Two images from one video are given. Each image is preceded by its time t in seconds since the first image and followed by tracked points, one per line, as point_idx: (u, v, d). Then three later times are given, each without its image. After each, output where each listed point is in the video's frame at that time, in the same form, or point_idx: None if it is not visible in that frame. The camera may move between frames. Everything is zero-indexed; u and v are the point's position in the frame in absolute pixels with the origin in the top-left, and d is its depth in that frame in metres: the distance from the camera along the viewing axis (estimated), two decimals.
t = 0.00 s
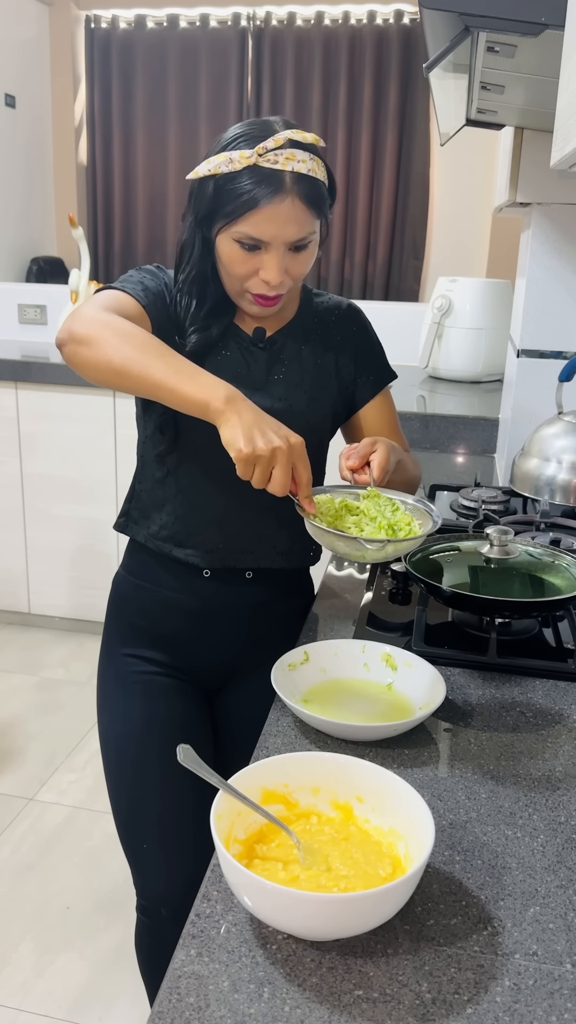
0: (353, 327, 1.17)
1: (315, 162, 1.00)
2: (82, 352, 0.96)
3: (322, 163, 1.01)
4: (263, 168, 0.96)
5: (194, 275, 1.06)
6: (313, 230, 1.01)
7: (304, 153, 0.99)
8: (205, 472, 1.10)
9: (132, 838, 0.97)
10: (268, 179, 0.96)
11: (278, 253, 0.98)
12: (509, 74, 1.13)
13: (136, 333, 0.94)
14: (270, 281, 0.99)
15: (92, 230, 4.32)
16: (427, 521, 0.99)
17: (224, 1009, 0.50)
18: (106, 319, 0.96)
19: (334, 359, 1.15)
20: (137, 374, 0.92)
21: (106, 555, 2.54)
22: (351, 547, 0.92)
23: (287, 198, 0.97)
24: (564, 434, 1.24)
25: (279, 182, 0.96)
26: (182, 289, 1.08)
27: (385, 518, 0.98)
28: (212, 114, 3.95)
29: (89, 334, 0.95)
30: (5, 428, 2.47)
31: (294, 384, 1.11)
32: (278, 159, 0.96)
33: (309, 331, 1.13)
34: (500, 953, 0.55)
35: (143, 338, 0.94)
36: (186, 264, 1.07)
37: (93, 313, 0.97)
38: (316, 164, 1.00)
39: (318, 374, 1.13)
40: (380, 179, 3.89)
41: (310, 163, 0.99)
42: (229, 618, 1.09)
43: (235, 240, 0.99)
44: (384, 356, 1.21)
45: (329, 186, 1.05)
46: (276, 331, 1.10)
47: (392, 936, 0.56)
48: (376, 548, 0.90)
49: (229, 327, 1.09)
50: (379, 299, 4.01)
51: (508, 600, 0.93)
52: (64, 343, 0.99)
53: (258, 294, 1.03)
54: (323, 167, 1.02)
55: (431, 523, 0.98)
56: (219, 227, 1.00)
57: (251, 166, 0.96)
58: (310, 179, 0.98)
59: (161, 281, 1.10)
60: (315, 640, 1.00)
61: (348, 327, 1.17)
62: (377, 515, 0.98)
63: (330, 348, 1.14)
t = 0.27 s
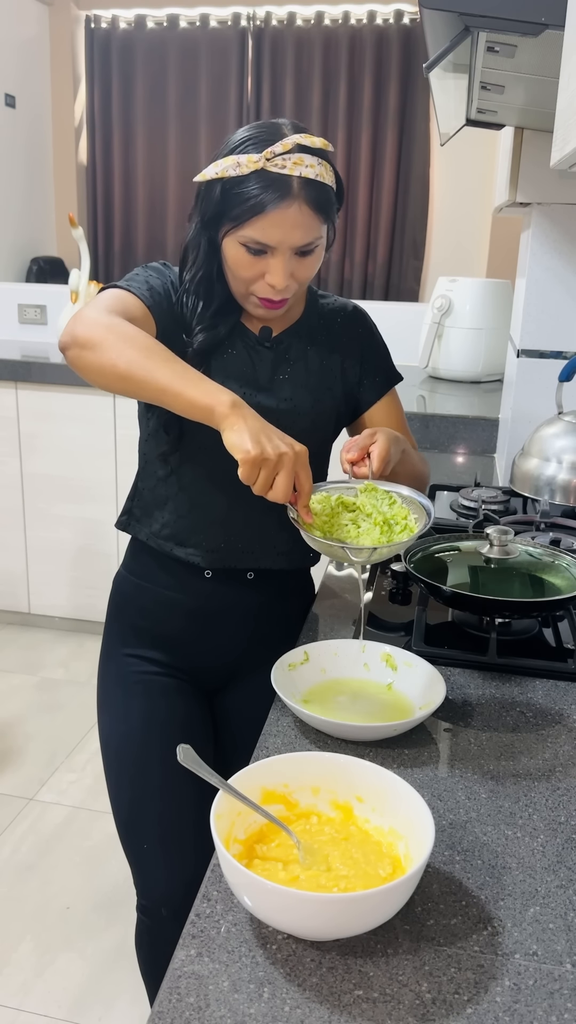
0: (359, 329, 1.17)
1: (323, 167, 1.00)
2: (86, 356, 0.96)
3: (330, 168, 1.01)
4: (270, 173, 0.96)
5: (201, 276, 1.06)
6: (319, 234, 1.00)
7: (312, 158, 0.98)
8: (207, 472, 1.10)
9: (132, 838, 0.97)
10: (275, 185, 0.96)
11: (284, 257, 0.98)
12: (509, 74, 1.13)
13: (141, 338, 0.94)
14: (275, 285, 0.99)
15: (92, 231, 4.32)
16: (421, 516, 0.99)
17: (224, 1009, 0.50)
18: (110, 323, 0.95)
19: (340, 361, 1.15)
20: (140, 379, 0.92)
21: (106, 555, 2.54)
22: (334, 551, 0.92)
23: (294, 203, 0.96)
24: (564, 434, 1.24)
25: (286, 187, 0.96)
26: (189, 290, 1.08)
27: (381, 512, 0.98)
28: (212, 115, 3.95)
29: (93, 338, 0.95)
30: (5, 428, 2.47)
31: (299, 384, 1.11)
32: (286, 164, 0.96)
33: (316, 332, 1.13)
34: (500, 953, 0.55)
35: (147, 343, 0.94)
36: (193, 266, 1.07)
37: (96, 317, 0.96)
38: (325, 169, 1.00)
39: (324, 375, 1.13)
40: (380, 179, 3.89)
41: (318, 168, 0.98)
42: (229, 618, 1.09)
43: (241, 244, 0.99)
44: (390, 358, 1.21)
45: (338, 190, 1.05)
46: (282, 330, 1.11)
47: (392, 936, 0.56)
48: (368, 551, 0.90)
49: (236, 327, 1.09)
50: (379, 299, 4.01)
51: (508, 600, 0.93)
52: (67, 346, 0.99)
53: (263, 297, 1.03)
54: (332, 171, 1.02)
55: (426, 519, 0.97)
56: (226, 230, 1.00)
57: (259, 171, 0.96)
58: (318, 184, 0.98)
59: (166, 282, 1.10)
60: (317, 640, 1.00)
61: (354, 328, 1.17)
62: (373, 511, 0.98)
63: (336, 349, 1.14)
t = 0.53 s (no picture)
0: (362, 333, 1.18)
1: (329, 168, 1.00)
2: (90, 354, 0.96)
3: (336, 169, 1.01)
4: (276, 174, 0.96)
5: (205, 276, 1.06)
6: (324, 235, 1.01)
7: (318, 159, 0.98)
8: (209, 472, 1.10)
9: (133, 839, 0.97)
10: (281, 185, 0.96)
11: (289, 258, 0.99)
12: (509, 74, 1.13)
13: (146, 334, 0.94)
14: (280, 286, 0.99)
15: (92, 231, 4.32)
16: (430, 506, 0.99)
17: (224, 1009, 0.50)
18: (114, 320, 0.95)
19: (343, 362, 1.15)
20: (147, 376, 0.92)
21: (106, 556, 2.54)
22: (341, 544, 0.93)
23: (300, 204, 0.96)
24: (564, 434, 1.24)
25: (292, 188, 0.96)
26: (193, 290, 1.07)
27: (388, 502, 0.99)
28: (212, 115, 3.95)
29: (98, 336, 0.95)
30: (5, 428, 2.47)
31: (302, 384, 1.11)
32: (292, 165, 0.96)
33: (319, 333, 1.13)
34: (500, 953, 0.55)
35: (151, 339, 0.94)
36: (198, 266, 1.06)
37: (99, 314, 0.96)
38: (331, 170, 1.00)
39: (327, 376, 1.13)
40: (380, 179, 3.89)
41: (324, 169, 0.98)
42: (230, 618, 1.09)
43: (246, 244, 0.99)
44: (393, 360, 1.21)
45: (343, 191, 1.05)
46: (286, 331, 1.11)
47: (391, 936, 0.56)
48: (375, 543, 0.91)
49: (240, 327, 1.10)
50: (379, 299, 4.01)
51: (508, 600, 0.93)
52: (72, 345, 0.98)
53: (267, 297, 1.03)
54: (338, 172, 1.02)
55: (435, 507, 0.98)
56: (231, 230, 1.00)
57: (265, 172, 0.96)
58: (324, 185, 0.98)
59: (170, 280, 1.09)
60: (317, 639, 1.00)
61: (356, 330, 1.17)
62: (380, 502, 0.98)
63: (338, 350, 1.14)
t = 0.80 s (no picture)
0: (362, 333, 1.18)
1: (329, 167, 1.00)
2: (93, 356, 0.96)
3: (336, 168, 1.01)
4: (276, 173, 0.96)
5: (206, 276, 1.06)
6: (324, 234, 1.01)
7: (317, 158, 0.98)
8: (209, 472, 1.10)
9: (133, 839, 0.97)
10: (280, 185, 0.96)
11: (288, 258, 0.99)
12: (509, 74, 1.13)
13: (148, 335, 0.94)
14: (280, 286, 0.99)
15: (92, 230, 4.32)
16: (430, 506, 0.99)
17: (224, 1009, 0.50)
18: (116, 322, 0.95)
19: (343, 363, 1.15)
20: (151, 377, 0.92)
21: (106, 556, 2.54)
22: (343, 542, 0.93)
23: (299, 203, 0.96)
24: (564, 434, 1.24)
25: (291, 187, 0.96)
26: (193, 289, 1.07)
27: (390, 502, 0.99)
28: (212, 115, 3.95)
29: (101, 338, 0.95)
30: (5, 428, 2.47)
31: (302, 385, 1.11)
32: (291, 164, 0.96)
33: (319, 334, 1.13)
34: (500, 953, 0.55)
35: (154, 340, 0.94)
36: (198, 266, 1.06)
37: (101, 316, 0.96)
38: (330, 169, 1.00)
39: (327, 376, 1.13)
40: (380, 179, 3.89)
41: (323, 168, 0.98)
42: (230, 618, 1.09)
43: (246, 244, 0.99)
44: (393, 361, 1.21)
45: (343, 190, 1.05)
46: (286, 332, 1.11)
47: (391, 936, 0.56)
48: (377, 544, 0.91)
49: (241, 328, 1.10)
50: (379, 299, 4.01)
51: (508, 600, 0.93)
52: (74, 346, 0.98)
53: (268, 298, 1.03)
54: (337, 171, 1.02)
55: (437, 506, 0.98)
56: (231, 230, 1.00)
57: (264, 172, 0.96)
58: (323, 184, 0.98)
59: (170, 280, 1.09)
60: (317, 640, 1.00)
61: (357, 331, 1.17)
62: (381, 502, 0.98)
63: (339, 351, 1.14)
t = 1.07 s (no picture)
0: (361, 333, 1.17)
1: (323, 164, 0.99)
2: (94, 360, 0.97)
3: (331, 165, 1.01)
4: (271, 171, 0.96)
5: (203, 276, 1.06)
6: (320, 232, 1.01)
7: (312, 155, 0.98)
8: (208, 473, 1.10)
9: (132, 839, 0.97)
10: (276, 182, 0.96)
11: (285, 256, 0.99)
12: (510, 74, 1.13)
13: (149, 334, 0.95)
14: (277, 284, 0.99)
15: (92, 230, 4.32)
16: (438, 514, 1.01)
17: (224, 1009, 0.50)
18: (116, 325, 0.96)
19: (342, 363, 1.15)
20: (150, 372, 0.92)
21: (106, 556, 2.54)
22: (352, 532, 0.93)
23: (295, 201, 0.96)
24: (564, 434, 1.24)
25: (286, 185, 0.96)
26: (190, 290, 1.07)
27: (397, 514, 1.00)
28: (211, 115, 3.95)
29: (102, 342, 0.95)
30: (5, 428, 2.47)
31: (300, 385, 1.11)
32: (286, 161, 0.96)
33: (317, 334, 1.13)
34: (500, 953, 0.55)
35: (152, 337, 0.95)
36: (195, 267, 1.06)
37: (102, 321, 0.97)
38: (325, 166, 1.00)
39: (326, 376, 1.13)
40: (380, 179, 3.89)
41: (318, 165, 0.98)
42: (230, 618, 1.09)
43: (242, 242, 0.99)
44: (391, 361, 1.21)
45: (338, 188, 1.05)
46: (284, 332, 1.11)
47: (392, 936, 0.56)
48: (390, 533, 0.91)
49: (237, 328, 1.09)
50: (379, 299, 4.01)
51: (508, 600, 0.93)
52: (76, 354, 0.99)
53: (265, 297, 1.03)
54: (332, 168, 1.02)
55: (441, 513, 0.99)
56: (227, 229, 1.00)
57: (259, 170, 0.96)
58: (318, 181, 0.98)
59: (167, 283, 1.09)
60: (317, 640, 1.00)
61: (355, 331, 1.17)
62: (388, 510, 1.00)
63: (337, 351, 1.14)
